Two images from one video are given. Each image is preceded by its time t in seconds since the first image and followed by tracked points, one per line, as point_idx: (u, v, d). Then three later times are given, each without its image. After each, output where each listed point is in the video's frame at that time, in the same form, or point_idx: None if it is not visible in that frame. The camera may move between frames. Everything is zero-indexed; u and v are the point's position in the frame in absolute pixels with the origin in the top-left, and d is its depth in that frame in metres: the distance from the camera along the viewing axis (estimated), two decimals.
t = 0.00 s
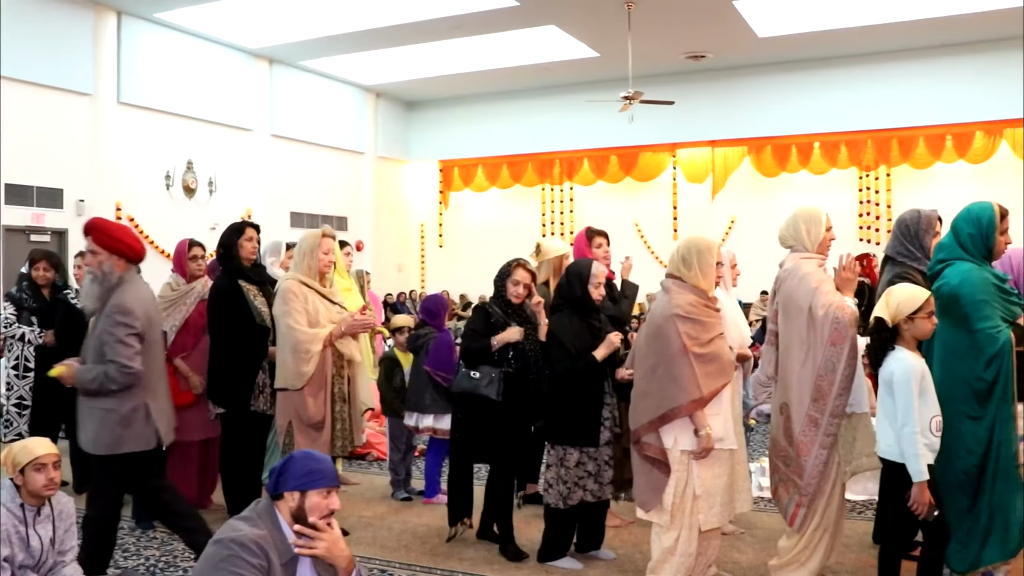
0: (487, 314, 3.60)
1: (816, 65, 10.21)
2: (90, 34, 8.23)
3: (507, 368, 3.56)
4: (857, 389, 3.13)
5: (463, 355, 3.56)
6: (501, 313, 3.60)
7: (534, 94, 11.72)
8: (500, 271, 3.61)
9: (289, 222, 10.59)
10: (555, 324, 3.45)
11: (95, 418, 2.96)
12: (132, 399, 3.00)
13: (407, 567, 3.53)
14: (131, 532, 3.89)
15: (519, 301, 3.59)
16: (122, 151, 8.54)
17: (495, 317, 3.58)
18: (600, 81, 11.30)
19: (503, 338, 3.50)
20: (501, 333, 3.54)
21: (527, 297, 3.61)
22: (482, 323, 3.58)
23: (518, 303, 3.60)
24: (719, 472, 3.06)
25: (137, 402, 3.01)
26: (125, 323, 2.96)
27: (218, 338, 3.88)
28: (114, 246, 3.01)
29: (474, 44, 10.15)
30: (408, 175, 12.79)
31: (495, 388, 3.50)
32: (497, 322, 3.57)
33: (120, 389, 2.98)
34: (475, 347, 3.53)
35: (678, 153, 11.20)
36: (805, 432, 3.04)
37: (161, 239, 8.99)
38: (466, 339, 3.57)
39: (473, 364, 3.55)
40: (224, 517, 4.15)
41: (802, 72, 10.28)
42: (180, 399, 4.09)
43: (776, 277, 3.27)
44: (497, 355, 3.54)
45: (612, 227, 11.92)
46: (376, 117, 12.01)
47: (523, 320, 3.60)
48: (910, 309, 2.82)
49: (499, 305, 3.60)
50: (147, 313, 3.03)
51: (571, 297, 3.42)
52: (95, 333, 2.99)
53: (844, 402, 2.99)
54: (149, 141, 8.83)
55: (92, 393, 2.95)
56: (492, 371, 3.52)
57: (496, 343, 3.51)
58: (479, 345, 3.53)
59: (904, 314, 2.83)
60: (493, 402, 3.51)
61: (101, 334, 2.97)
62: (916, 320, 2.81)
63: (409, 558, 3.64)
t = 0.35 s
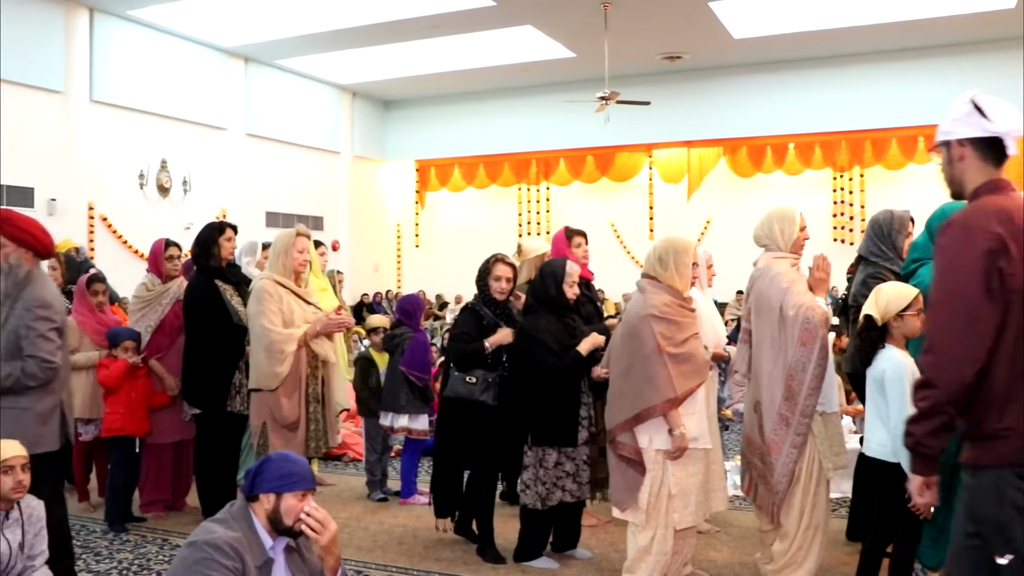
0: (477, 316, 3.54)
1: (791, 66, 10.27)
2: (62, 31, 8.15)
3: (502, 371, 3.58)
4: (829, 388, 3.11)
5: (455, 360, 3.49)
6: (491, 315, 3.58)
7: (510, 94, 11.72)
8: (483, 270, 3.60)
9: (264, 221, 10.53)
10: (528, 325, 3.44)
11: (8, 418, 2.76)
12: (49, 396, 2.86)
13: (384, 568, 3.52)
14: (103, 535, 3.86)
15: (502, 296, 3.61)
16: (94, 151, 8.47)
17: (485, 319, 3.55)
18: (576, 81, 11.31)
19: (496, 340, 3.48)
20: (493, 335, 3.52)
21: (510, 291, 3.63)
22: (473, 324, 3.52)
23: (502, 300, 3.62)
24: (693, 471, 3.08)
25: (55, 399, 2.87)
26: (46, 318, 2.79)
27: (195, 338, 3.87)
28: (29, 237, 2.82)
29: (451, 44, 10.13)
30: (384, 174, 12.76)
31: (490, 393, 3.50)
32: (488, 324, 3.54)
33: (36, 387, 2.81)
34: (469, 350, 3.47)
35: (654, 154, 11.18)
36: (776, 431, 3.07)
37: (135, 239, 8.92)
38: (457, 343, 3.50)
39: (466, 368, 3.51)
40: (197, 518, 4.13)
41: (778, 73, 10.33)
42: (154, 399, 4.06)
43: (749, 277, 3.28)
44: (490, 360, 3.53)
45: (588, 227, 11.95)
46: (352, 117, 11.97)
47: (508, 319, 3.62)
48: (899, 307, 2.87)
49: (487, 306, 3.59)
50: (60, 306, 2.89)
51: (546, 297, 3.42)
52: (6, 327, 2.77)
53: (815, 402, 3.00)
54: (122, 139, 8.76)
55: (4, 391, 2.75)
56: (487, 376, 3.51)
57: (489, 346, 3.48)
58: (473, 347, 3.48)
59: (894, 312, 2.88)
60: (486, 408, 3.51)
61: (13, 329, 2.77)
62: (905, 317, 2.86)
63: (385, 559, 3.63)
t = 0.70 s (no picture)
0: (457, 316, 3.53)
1: (757, 68, 10.35)
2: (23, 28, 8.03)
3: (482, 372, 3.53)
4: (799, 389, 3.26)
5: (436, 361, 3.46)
6: (469, 315, 3.56)
7: (478, 94, 11.71)
8: (457, 269, 3.59)
9: (230, 221, 10.45)
10: (498, 326, 3.43)
11: None
12: None
13: (351, 570, 3.51)
14: (65, 539, 3.81)
15: (478, 294, 3.60)
16: (56, 150, 8.36)
17: (465, 319, 3.53)
18: (543, 82, 11.32)
19: (475, 341, 3.42)
20: (470, 336, 3.46)
21: (485, 289, 3.63)
22: (452, 324, 3.50)
23: (478, 299, 3.61)
24: (662, 471, 3.09)
25: None
26: None
27: (160, 340, 3.85)
28: None
29: (419, 44, 10.12)
30: (352, 174, 12.72)
31: (469, 396, 3.47)
32: (467, 325, 3.52)
33: None
34: (449, 350, 3.44)
35: (621, 155, 11.29)
36: (745, 433, 3.09)
37: (99, 239, 8.81)
38: (437, 344, 3.48)
39: (447, 370, 3.47)
40: (162, 522, 4.09)
41: (745, 75, 10.41)
42: (119, 402, 4.04)
43: (717, 277, 3.31)
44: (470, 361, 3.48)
45: (557, 227, 11.97)
46: (319, 116, 11.90)
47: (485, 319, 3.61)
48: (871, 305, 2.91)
49: (466, 306, 3.59)
50: None
51: (515, 299, 3.43)
52: None
53: (784, 405, 3.01)
54: (85, 138, 8.65)
55: None
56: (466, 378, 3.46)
57: (468, 346, 3.43)
58: (452, 348, 3.44)
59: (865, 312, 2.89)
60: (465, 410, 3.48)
61: None
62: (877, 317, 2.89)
63: (352, 560, 3.62)
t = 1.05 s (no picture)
0: (423, 319, 3.49)
1: (719, 70, 10.42)
2: None
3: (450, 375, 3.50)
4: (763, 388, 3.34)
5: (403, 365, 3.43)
6: (436, 317, 3.53)
7: (441, 94, 11.69)
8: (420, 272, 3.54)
9: (192, 221, 10.36)
10: (463, 326, 3.43)
11: None
12: None
13: (313, 572, 3.49)
14: (22, 545, 3.74)
15: (444, 295, 3.57)
16: (12, 149, 8.23)
17: (431, 322, 3.50)
18: (507, 82, 11.33)
19: (441, 343, 3.39)
20: (436, 338, 3.43)
21: (450, 289, 3.59)
22: (418, 327, 3.46)
23: (444, 299, 3.59)
24: (625, 470, 3.11)
25: None
26: None
27: (120, 342, 3.83)
28: None
29: (382, 44, 10.08)
30: (315, 174, 12.65)
31: (441, 399, 3.45)
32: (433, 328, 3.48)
33: None
34: (415, 354, 3.41)
35: (585, 155, 11.34)
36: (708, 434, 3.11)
37: (58, 240, 8.69)
38: (404, 348, 3.43)
39: (417, 374, 3.45)
40: (122, 526, 4.04)
41: (707, 76, 10.48)
42: (78, 405, 4.01)
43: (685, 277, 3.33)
44: (438, 363, 3.47)
45: (521, 228, 11.99)
46: (282, 115, 11.82)
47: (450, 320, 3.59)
48: (833, 306, 2.97)
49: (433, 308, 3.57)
50: None
51: (480, 300, 3.43)
52: None
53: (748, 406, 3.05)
54: (42, 137, 8.53)
55: None
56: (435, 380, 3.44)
57: (434, 348, 3.40)
58: (419, 351, 3.41)
59: (827, 311, 2.97)
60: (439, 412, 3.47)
61: None
62: (839, 316, 2.97)
63: (314, 563, 3.60)
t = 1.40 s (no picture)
0: (388, 317, 3.51)
1: (688, 71, 10.48)
2: None
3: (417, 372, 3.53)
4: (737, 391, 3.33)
5: (369, 362, 3.47)
6: (401, 315, 3.55)
7: (411, 95, 11.66)
8: (383, 273, 3.57)
9: (160, 222, 10.27)
10: (435, 327, 3.41)
11: None
12: None
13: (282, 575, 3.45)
14: None
15: (410, 294, 3.59)
16: None
17: (397, 320, 3.52)
18: (476, 83, 11.33)
19: (409, 340, 3.45)
20: (403, 335, 3.49)
21: (416, 289, 3.61)
22: (384, 326, 3.49)
23: (411, 298, 3.60)
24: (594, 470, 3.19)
25: None
26: None
27: (86, 345, 3.79)
28: None
29: (353, 43, 10.05)
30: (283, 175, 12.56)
31: (406, 393, 3.47)
32: (399, 325, 3.51)
33: None
34: (382, 352, 3.46)
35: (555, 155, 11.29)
36: (682, 438, 3.22)
37: (24, 241, 8.57)
38: (370, 346, 3.49)
39: (382, 369, 3.48)
40: (87, 530, 3.99)
41: (676, 77, 10.52)
42: (43, 407, 3.96)
43: (657, 278, 3.41)
44: (404, 359, 3.50)
45: (492, 228, 11.98)
46: (252, 115, 11.74)
47: (418, 318, 3.61)
48: (807, 306, 2.98)
49: (398, 307, 3.57)
50: None
51: (450, 301, 3.41)
52: None
53: (721, 408, 3.19)
54: (6, 136, 8.41)
55: None
56: (402, 377, 3.48)
57: (400, 346, 3.45)
58: (385, 349, 3.46)
59: (802, 311, 2.98)
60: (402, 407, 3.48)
61: None
62: (813, 316, 2.99)
63: (283, 565, 3.57)
